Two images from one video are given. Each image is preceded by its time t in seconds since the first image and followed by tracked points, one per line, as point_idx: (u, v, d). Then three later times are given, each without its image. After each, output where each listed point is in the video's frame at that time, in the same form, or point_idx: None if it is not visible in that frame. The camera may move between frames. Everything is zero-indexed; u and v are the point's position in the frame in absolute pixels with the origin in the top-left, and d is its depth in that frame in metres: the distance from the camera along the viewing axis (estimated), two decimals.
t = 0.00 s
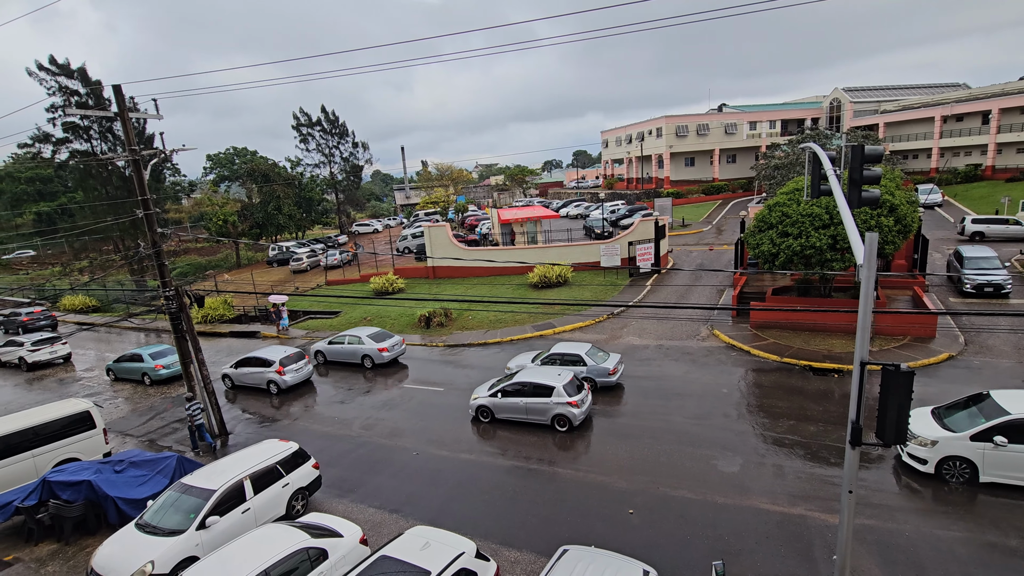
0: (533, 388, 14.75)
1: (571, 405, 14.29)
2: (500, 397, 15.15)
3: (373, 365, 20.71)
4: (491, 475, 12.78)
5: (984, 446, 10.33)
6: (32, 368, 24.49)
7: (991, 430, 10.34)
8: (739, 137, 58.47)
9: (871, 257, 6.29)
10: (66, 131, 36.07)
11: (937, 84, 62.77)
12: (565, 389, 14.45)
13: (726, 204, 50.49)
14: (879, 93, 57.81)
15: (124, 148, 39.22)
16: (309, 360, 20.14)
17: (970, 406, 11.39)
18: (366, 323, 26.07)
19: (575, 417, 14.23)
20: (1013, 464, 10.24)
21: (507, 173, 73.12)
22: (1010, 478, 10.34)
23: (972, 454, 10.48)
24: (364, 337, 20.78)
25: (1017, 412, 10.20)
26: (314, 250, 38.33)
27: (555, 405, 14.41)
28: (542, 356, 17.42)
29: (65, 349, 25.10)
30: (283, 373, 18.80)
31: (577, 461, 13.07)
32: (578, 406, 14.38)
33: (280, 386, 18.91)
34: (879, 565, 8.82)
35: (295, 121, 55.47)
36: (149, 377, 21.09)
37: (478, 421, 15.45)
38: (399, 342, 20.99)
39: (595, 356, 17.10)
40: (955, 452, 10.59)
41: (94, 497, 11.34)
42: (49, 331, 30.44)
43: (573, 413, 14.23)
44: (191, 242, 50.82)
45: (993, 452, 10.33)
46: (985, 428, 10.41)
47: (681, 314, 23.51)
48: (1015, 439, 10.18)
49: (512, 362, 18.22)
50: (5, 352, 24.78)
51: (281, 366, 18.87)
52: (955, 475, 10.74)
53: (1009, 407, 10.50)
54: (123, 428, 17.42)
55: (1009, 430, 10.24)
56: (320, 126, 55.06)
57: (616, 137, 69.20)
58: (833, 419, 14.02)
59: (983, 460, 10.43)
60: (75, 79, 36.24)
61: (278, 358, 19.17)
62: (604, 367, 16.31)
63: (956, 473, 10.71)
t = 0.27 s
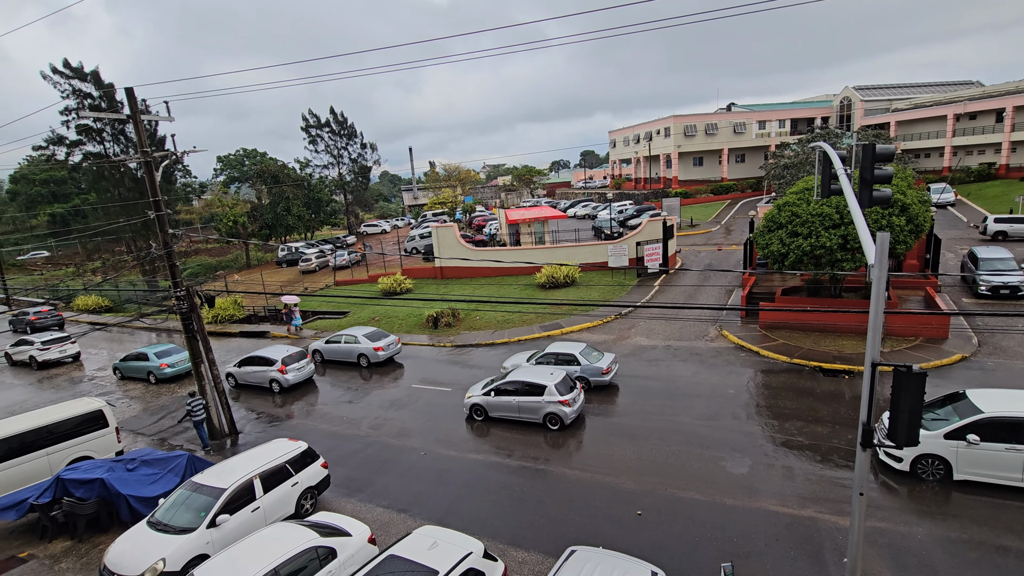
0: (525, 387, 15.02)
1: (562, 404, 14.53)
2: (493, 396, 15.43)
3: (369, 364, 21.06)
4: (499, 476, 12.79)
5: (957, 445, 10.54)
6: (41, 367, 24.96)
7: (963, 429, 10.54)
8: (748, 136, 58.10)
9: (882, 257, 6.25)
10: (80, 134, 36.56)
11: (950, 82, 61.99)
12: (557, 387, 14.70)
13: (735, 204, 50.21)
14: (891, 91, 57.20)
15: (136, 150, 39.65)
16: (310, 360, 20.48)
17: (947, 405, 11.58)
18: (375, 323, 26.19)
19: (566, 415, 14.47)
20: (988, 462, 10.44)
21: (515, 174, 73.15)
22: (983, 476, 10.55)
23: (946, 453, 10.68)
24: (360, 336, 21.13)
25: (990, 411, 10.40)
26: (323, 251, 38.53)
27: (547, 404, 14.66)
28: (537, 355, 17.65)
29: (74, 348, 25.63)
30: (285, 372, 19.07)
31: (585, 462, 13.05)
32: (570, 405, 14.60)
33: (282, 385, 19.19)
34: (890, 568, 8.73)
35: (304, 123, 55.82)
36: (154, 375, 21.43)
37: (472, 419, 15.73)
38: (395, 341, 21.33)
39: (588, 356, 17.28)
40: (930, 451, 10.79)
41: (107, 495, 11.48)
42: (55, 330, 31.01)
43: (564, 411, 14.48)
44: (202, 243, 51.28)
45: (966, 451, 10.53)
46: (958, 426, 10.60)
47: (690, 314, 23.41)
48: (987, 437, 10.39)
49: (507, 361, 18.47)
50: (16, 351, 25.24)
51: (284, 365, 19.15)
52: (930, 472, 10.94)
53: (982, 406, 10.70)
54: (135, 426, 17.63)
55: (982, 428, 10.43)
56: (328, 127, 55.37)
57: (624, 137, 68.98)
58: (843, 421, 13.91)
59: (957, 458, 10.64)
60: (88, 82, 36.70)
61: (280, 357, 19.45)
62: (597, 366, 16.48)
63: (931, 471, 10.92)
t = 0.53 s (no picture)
0: (519, 387, 15.24)
1: (555, 404, 14.75)
2: (488, 396, 15.66)
3: (366, 363, 21.49)
4: (508, 476, 12.81)
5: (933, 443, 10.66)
6: (53, 366, 25.53)
7: (940, 428, 10.67)
8: (759, 136, 57.65)
9: (895, 258, 6.19)
10: (95, 138, 37.18)
11: (965, 79, 61.07)
12: (550, 387, 14.92)
13: (745, 205, 49.90)
14: (904, 90, 56.51)
15: (151, 153, 40.19)
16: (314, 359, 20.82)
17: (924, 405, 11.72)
18: (384, 324, 26.35)
19: (560, 415, 14.70)
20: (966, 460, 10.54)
21: (524, 175, 73.20)
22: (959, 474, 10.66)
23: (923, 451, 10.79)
24: (358, 337, 21.55)
25: (964, 410, 10.56)
26: (333, 252, 38.79)
27: (541, 403, 14.89)
28: (533, 355, 17.86)
29: (86, 348, 26.20)
30: (289, 372, 19.37)
31: (594, 463, 13.02)
32: (563, 405, 14.81)
33: (287, 384, 19.50)
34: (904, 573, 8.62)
35: (314, 125, 56.27)
36: (161, 375, 21.87)
37: (467, 419, 15.97)
38: (392, 341, 21.74)
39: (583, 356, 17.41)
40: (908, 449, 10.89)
41: (121, 494, 11.63)
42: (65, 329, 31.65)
43: (557, 411, 14.69)
44: (214, 245, 51.85)
45: (942, 450, 10.66)
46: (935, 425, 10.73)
47: (700, 316, 23.28)
48: (962, 436, 10.53)
49: (504, 361, 18.69)
50: (28, 351, 25.73)
51: (288, 365, 19.43)
52: (907, 471, 11.02)
53: (957, 405, 10.85)
54: (149, 426, 17.86)
55: (957, 427, 10.57)
56: (339, 130, 55.79)
57: (633, 137, 68.77)
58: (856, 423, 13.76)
59: (933, 456, 10.75)
60: (104, 87, 37.27)
61: (285, 357, 19.73)
62: (592, 367, 16.61)
63: (908, 469, 11.00)
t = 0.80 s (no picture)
0: (514, 387, 15.39)
1: (550, 404, 14.85)
2: (484, 395, 15.84)
3: (364, 363, 21.84)
4: (518, 478, 12.82)
5: (907, 442, 10.84)
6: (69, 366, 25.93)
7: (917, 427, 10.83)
8: (770, 136, 57.13)
9: (909, 259, 6.12)
10: (111, 141, 37.80)
11: (981, 77, 60.09)
12: (545, 387, 15.04)
13: (756, 205, 49.53)
14: (919, 88, 55.77)
15: (165, 157, 40.72)
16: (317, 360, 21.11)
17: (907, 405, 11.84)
18: (394, 325, 26.49)
19: (554, 415, 14.79)
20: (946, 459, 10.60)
21: (533, 176, 73.20)
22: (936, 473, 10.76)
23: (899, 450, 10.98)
24: (357, 336, 21.92)
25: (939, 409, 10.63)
26: (343, 254, 39.04)
27: (535, 402, 14.99)
28: (529, 355, 18.03)
29: (97, 348, 26.71)
30: (293, 372, 19.67)
31: (604, 465, 12.98)
32: (558, 404, 14.89)
33: (291, 384, 19.79)
34: None
35: (325, 128, 56.70)
36: (169, 374, 22.28)
37: (464, 418, 16.16)
38: (389, 341, 22.13)
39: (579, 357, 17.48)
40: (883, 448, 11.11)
41: (136, 493, 11.79)
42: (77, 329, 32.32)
43: (551, 411, 14.79)
44: (227, 247, 52.41)
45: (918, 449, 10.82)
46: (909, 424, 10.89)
47: (710, 317, 23.13)
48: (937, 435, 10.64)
49: (501, 361, 18.88)
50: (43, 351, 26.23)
51: (292, 365, 19.73)
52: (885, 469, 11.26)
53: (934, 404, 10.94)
54: (163, 426, 18.09)
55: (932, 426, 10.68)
56: (349, 132, 56.18)
57: (643, 138, 68.51)
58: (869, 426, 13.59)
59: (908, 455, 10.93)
60: (119, 91, 37.85)
61: (289, 358, 20.04)
62: (585, 367, 16.71)
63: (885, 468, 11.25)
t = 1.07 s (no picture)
0: (510, 386, 15.62)
1: (544, 403, 15.05)
2: (480, 394, 16.10)
3: (363, 362, 22.30)
4: (526, 478, 12.83)
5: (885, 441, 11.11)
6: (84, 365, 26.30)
7: (893, 426, 11.10)
8: (781, 135, 56.66)
9: (922, 259, 6.06)
10: (125, 145, 38.35)
11: (996, 75, 59.23)
12: (540, 387, 15.21)
13: (766, 205, 49.16)
14: (933, 86, 55.05)
15: (177, 159, 41.19)
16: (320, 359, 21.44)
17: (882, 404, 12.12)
18: (403, 326, 26.61)
19: (548, 414, 15.00)
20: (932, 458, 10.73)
21: (541, 176, 73.27)
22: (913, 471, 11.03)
23: (877, 449, 11.26)
24: (356, 336, 22.38)
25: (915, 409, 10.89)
26: (352, 255, 39.25)
27: (530, 402, 15.18)
28: (524, 355, 18.28)
29: (108, 348, 27.26)
30: (297, 371, 20.01)
31: (613, 466, 12.94)
32: (552, 404, 15.09)
33: (295, 383, 20.13)
34: None
35: (335, 130, 57.08)
36: (177, 374, 22.61)
37: (462, 416, 16.44)
38: (387, 341, 22.59)
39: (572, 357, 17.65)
40: (862, 447, 11.39)
41: (149, 491, 11.94)
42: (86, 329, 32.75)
43: (546, 410, 14.99)
44: (238, 248, 52.92)
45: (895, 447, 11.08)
46: (888, 423, 11.19)
47: (720, 318, 22.99)
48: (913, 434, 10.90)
49: (496, 360, 19.14)
50: (56, 349, 26.72)
51: (295, 364, 20.07)
52: (863, 468, 11.53)
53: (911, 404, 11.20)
54: (175, 425, 18.31)
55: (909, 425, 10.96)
56: (359, 134, 56.51)
57: (652, 138, 68.24)
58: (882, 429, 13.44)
59: (887, 454, 11.21)
60: (133, 95, 38.35)
61: (293, 357, 20.37)
62: (578, 367, 16.89)
63: (864, 467, 11.51)
